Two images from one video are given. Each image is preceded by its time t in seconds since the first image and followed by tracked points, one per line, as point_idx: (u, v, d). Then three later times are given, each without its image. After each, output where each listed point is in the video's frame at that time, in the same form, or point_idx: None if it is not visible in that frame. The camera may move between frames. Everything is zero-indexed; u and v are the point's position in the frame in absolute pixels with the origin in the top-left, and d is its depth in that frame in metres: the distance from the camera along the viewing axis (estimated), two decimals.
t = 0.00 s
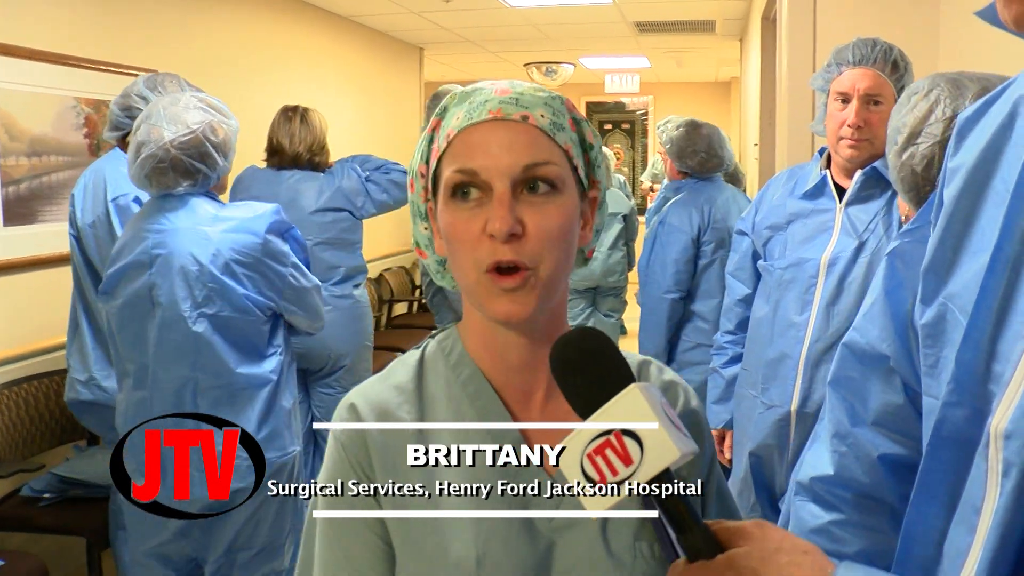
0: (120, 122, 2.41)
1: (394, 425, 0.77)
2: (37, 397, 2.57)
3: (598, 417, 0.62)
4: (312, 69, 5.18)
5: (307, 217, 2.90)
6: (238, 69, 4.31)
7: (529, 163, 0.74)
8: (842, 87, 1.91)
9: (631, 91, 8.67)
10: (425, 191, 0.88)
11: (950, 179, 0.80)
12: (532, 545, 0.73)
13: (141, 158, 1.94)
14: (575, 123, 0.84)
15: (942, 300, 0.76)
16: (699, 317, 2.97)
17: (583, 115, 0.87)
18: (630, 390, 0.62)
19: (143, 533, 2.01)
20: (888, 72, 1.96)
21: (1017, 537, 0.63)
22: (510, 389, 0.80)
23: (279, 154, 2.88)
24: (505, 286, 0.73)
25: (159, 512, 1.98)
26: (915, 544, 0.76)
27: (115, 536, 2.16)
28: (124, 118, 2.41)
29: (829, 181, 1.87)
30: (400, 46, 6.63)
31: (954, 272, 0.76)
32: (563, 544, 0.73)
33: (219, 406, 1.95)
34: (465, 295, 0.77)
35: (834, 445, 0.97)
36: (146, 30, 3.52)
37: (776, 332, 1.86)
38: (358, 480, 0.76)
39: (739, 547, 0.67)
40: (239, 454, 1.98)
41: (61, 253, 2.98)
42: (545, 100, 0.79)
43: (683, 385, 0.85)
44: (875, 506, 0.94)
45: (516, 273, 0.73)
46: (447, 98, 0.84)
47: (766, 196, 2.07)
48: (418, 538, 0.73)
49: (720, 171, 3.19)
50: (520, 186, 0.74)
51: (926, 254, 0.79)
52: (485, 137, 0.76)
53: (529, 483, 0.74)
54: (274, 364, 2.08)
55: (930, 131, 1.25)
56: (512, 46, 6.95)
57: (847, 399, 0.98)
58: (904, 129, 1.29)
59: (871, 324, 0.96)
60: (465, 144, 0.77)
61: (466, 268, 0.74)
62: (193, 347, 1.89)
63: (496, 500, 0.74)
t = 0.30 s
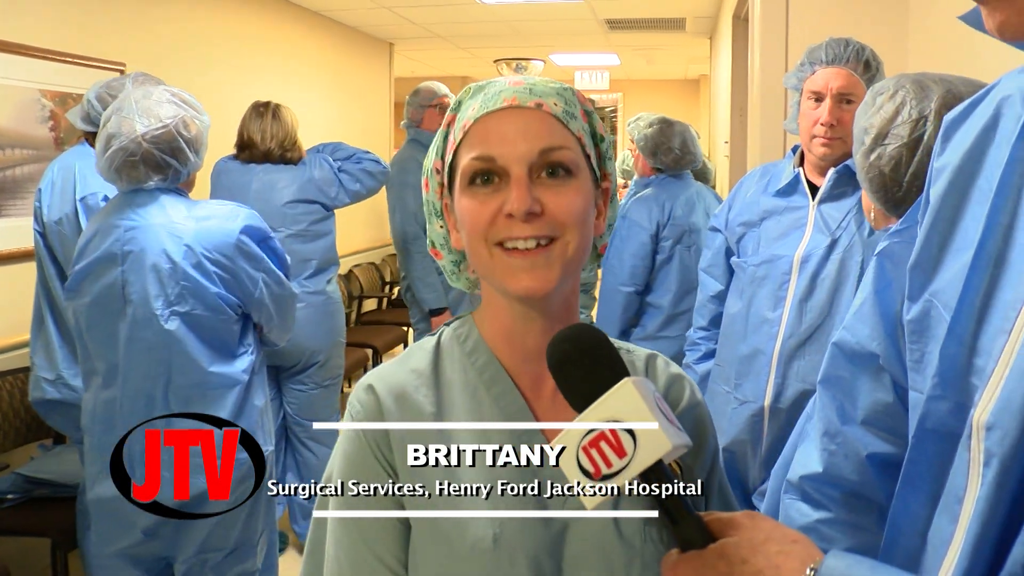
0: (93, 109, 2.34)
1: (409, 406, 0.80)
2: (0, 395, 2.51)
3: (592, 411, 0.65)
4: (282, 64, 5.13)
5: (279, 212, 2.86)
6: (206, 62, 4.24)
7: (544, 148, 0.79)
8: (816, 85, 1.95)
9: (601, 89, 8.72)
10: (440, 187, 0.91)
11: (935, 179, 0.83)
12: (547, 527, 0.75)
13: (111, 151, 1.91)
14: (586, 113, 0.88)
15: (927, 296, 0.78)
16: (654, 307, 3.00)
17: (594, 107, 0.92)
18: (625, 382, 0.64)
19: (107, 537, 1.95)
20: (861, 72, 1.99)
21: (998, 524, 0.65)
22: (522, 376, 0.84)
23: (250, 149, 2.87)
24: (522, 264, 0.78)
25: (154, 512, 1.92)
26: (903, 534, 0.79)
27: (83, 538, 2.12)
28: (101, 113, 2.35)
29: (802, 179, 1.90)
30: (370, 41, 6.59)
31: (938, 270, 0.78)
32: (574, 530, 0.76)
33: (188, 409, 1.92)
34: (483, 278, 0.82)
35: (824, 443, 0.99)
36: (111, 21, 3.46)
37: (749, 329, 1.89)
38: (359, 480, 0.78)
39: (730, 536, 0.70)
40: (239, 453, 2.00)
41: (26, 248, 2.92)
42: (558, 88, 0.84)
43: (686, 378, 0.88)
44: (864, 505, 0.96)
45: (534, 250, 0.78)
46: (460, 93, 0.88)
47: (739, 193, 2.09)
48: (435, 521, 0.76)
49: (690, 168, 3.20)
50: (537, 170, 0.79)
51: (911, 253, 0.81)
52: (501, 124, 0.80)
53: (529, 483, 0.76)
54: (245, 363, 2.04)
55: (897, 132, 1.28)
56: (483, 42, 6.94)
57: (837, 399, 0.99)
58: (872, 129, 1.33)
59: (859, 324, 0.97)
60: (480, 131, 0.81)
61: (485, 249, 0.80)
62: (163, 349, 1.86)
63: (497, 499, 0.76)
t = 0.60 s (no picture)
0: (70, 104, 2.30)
1: (401, 405, 0.79)
2: None
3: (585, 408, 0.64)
4: (259, 61, 5.09)
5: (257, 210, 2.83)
6: (183, 59, 4.19)
7: (533, 140, 0.79)
8: (795, 83, 1.96)
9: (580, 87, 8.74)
10: (428, 187, 0.91)
11: (922, 179, 0.84)
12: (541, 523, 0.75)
13: (74, 148, 1.88)
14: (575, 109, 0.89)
15: (915, 295, 0.80)
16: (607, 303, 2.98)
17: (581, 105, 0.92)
18: (617, 381, 0.64)
19: (84, 543, 1.92)
20: (840, 69, 2.02)
21: (987, 522, 0.65)
22: (515, 371, 0.83)
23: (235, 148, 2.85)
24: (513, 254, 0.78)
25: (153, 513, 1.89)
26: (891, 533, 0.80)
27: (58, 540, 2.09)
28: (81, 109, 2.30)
29: (784, 176, 1.91)
30: (349, 38, 6.55)
31: (926, 269, 0.79)
32: (568, 529, 0.76)
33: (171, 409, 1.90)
34: (472, 274, 0.81)
35: (812, 443, 1.00)
36: (86, 17, 3.41)
37: (730, 327, 1.90)
38: (358, 480, 0.77)
39: (723, 534, 0.72)
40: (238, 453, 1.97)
41: None
42: (546, 84, 0.84)
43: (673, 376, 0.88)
44: (853, 505, 0.97)
45: (527, 240, 0.78)
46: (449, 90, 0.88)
47: (720, 189, 2.10)
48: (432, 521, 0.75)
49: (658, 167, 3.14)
50: (526, 162, 0.79)
51: (899, 253, 0.82)
52: (490, 116, 0.80)
53: (529, 483, 0.76)
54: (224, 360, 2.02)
55: (878, 133, 1.28)
56: (463, 40, 6.93)
57: (825, 399, 1.01)
58: (850, 130, 1.32)
59: (848, 323, 0.98)
60: (468, 124, 0.80)
61: (475, 243, 0.79)
62: (145, 353, 1.84)
63: (497, 499, 0.76)
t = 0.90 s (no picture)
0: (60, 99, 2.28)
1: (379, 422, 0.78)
2: None
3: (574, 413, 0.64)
4: (254, 58, 5.07)
5: (249, 208, 2.80)
6: (178, 56, 4.18)
7: (519, 153, 0.78)
8: (784, 80, 1.94)
9: (576, 84, 8.72)
10: (401, 188, 0.89)
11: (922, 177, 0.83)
12: (527, 535, 0.76)
13: (58, 147, 1.87)
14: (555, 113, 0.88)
15: (916, 295, 0.79)
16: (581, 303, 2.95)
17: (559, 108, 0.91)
18: (607, 386, 0.64)
19: (76, 545, 1.90)
20: (827, 65, 1.99)
21: (988, 528, 0.65)
22: (494, 379, 0.83)
23: (230, 147, 2.83)
24: (499, 269, 0.77)
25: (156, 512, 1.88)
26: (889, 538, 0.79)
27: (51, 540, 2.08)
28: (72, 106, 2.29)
29: (781, 174, 1.89)
30: (345, 35, 6.53)
31: (927, 269, 0.78)
32: (557, 534, 0.77)
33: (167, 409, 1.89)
34: (455, 286, 0.80)
35: (811, 446, 0.99)
36: (80, 13, 3.39)
37: (725, 325, 1.89)
38: (358, 480, 0.76)
39: (718, 541, 0.71)
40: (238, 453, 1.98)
41: None
42: (528, 89, 0.83)
43: (651, 378, 0.90)
44: (852, 509, 0.97)
45: (512, 256, 0.77)
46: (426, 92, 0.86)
47: (717, 187, 2.09)
48: (418, 541, 0.75)
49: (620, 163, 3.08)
50: (511, 174, 0.78)
51: (899, 252, 0.81)
52: (473, 127, 0.79)
53: (530, 483, 0.78)
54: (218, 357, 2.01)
55: (879, 131, 1.27)
56: (460, 37, 6.91)
57: (824, 401, 1.00)
58: (851, 128, 1.31)
59: (848, 323, 0.97)
60: (451, 135, 0.79)
61: (459, 257, 0.78)
62: (140, 353, 1.83)
63: (496, 499, 0.77)
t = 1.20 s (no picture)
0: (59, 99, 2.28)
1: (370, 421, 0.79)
2: None
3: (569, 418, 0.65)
4: (260, 57, 5.08)
5: (250, 209, 2.80)
6: (183, 56, 4.18)
7: (508, 162, 0.78)
8: (786, 86, 1.95)
9: (580, 85, 8.72)
10: (381, 198, 0.89)
11: (926, 181, 0.82)
12: (517, 538, 0.76)
13: (67, 146, 1.87)
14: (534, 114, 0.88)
15: (919, 301, 0.78)
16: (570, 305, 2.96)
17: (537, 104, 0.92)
18: (604, 389, 0.65)
19: (75, 546, 1.90)
20: (828, 69, 1.95)
21: (989, 538, 0.64)
22: (486, 381, 0.84)
23: (233, 146, 2.83)
24: (495, 283, 0.77)
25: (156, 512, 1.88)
26: (888, 548, 0.78)
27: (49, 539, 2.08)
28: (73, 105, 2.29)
29: (787, 177, 1.89)
30: (350, 36, 6.53)
31: (931, 275, 0.77)
32: (546, 538, 0.77)
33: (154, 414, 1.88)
34: (448, 299, 0.80)
35: (813, 455, 0.98)
36: (85, 14, 3.39)
37: (730, 328, 1.88)
38: (358, 480, 0.76)
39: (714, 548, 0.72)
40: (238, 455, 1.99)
41: None
42: (508, 93, 0.83)
43: (640, 379, 0.90)
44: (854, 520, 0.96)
45: (507, 268, 0.77)
46: (404, 101, 0.85)
47: (723, 189, 2.08)
48: (412, 542, 0.75)
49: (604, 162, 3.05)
50: (502, 184, 0.77)
51: (903, 257, 0.80)
52: (459, 139, 0.79)
53: (529, 483, 0.78)
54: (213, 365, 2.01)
55: (901, 133, 1.25)
56: (464, 37, 6.91)
57: (828, 410, 0.99)
58: (873, 131, 1.29)
59: (851, 331, 0.96)
60: (437, 148, 0.79)
61: (453, 271, 0.78)
62: (127, 355, 1.82)
63: (495, 499, 0.77)
